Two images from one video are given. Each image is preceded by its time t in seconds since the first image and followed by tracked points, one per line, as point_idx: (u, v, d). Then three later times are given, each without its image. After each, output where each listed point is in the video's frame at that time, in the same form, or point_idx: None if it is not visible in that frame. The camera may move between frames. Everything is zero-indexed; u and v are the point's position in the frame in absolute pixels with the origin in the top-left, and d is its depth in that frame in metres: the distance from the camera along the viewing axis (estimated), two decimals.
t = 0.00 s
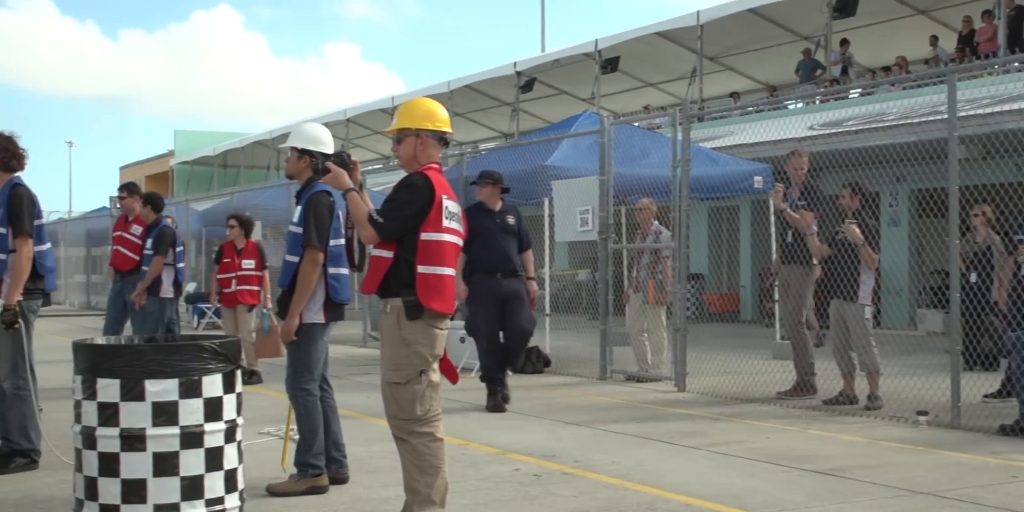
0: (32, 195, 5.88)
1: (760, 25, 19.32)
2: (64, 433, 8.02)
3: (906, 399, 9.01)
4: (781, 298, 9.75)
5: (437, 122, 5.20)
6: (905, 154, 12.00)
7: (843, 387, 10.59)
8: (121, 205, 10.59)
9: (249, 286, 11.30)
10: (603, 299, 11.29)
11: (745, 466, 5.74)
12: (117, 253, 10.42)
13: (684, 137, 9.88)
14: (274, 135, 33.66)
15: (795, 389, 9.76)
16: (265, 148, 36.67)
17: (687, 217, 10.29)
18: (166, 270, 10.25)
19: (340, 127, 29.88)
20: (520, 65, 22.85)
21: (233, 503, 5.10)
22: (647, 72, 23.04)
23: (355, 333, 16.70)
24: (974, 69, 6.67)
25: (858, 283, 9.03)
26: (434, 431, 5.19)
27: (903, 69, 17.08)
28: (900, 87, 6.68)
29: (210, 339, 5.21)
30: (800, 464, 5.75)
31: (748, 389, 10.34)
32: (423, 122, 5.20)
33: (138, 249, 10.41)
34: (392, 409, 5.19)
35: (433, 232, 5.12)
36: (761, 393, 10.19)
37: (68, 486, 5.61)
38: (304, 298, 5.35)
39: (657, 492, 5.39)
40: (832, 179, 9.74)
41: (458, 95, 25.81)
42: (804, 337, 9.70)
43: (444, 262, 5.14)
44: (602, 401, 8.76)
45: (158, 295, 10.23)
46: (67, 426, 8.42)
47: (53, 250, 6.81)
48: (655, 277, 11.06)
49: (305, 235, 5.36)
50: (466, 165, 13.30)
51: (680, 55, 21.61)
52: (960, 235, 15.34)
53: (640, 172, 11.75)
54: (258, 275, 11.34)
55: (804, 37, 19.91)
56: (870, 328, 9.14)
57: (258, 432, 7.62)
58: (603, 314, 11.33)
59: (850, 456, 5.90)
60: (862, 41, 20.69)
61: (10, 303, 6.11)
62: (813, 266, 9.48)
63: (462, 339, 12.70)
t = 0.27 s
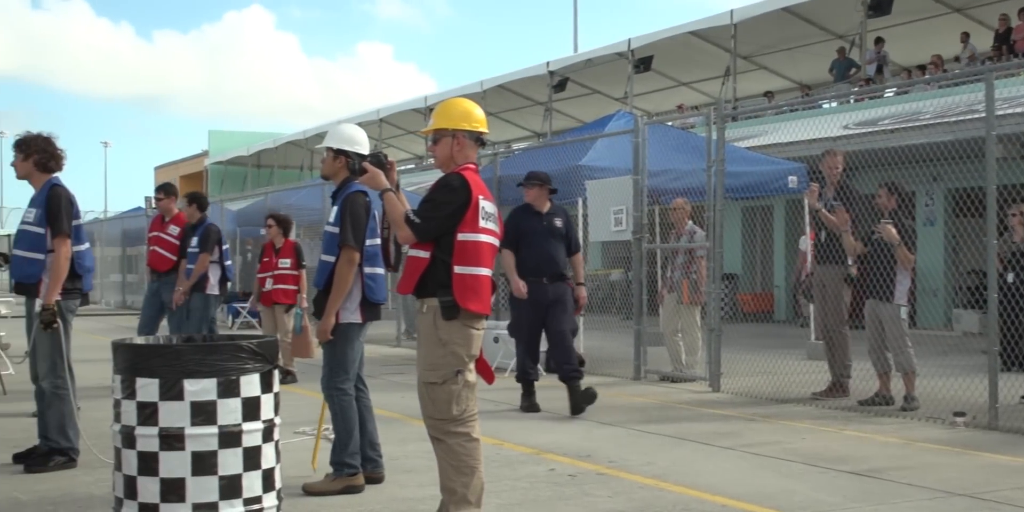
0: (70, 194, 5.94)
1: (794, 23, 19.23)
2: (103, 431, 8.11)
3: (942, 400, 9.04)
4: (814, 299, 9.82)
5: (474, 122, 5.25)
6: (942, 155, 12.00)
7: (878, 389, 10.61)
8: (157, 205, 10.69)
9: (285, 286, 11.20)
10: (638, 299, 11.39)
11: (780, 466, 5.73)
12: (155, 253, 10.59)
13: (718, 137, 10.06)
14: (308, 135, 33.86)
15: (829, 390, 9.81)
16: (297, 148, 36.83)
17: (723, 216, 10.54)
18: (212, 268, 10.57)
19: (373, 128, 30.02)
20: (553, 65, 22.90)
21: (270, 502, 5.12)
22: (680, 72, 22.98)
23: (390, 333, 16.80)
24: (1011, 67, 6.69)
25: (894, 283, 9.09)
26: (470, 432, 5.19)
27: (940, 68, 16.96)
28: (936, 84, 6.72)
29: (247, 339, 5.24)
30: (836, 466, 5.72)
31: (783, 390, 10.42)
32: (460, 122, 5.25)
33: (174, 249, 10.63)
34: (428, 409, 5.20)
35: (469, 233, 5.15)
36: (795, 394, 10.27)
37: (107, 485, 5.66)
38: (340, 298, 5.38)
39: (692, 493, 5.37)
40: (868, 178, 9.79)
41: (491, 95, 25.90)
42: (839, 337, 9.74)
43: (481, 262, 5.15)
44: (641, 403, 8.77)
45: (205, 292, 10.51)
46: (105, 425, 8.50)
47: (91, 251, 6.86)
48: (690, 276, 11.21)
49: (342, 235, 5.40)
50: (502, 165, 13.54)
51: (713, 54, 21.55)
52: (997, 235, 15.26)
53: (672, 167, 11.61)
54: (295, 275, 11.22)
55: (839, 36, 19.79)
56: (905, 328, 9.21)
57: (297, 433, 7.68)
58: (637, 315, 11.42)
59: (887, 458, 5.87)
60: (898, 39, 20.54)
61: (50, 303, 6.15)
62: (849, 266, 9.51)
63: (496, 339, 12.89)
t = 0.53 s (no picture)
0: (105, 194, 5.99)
1: (826, 22, 19.11)
2: (139, 430, 8.18)
3: (978, 401, 9.01)
4: (843, 299, 9.87)
5: (508, 123, 5.28)
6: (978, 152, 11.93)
7: (913, 389, 10.59)
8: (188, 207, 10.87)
9: (318, 286, 11.14)
10: (670, 299, 11.50)
11: (814, 467, 5.70)
12: (188, 254, 10.89)
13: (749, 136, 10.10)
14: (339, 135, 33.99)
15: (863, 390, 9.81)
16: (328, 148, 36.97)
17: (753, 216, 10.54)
18: (247, 268, 11.01)
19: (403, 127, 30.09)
20: (584, 64, 22.92)
21: (305, 501, 5.13)
22: (711, 71, 22.90)
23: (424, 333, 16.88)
24: None
25: (928, 283, 9.05)
26: (504, 432, 5.20)
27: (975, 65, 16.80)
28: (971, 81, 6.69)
29: (282, 339, 5.26)
30: (870, 467, 5.69)
31: (816, 390, 10.47)
32: (494, 123, 5.28)
33: (208, 250, 10.92)
34: (462, 409, 5.22)
35: (503, 233, 5.17)
36: (827, 394, 10.33)
37: (144, 484, 5.71)
38: (374, 297, 5.41)
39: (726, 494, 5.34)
40: (902, 179, 9.91)
41: (522, 95, 25.91)
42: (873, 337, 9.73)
43: (515, 263, 5.17)
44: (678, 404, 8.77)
45: (242, 293, 10.95)
46: (140, 424, 8.58)
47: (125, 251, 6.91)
48: (721, 277, 11.20)
49: (375, 236, 5.45)
50: (533, 165, 13.64)
51: (745, 53, 21.45)
52: None
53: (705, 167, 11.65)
54: (328, 274, 11.16)
55: (872, 34, 19.65)
56: (940, 329, 9.17)
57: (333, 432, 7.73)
58: (669, 315, 11.53)
59: (922, 460, 5.83)
60: (931, 37, 20.36)
61: (84, 304, 6.22)
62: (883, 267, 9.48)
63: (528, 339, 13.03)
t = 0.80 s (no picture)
0: (138, 196, 6.03)
1: (856, 21, 19.01)
2: (173, 429, 8.26)
3: (1010, 401, 9.03)
4: (874, 293, 9.81)
5: (540, 123, 5.33)
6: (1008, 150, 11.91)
7: (945, 389, 10.61)
8: (220, 208, 11.46)
9: (347, 286, 11.13)
10: (701, 299, 11.56)
11: (846, 469, 5.68)
12: (220, 254, 11.26)
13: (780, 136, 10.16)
14: (368, 135, 34.13)
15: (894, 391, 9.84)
16: (356, 149, 37.09)
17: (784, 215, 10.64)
18: (283, 269, 11.18)
19: (431, 127, 30.18)
20: (613, 63, 22.96)
21: (338, 501, 5.14)
22: (740, 70, 22.83)
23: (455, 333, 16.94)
24: None
25: (959, 283, 9.07)
26: (536, 432, 5.21)
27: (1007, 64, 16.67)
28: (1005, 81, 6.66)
29: (315, 339, 5.27)
30: (902, 468, 5.68)
31: (845, 391, 10.48)
32: (525, 123, 5.33)
33: (239, 250, 11.25)
34: (493, 409, 5.23)
35: (535, 234, 5.20)
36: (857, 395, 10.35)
37: (178, 483, 5.75)
38: (405, 297, 5.43)
39: (758, 495, 5.33)
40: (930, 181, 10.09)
41: (551, 94, 25.94)
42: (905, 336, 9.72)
43: (547, 264, 5.19)
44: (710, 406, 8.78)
45: (276, 293, 11.10)
46: (174, 423, 8.65)
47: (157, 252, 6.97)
48: (751, 277, 11.40)
49: (406, 235, 5.47)
50: (562, 165, 13.63)
51: (774, 52, 21.37)
52: None
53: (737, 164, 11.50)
54: (356, 274, 11.19)
55: (902, 33, 19.52)
56: (973, 329, 9.17)
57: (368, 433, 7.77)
58: (700, 314, 11.56)
59: (955, 461, 5.81)
60: (962, 35, 20.20)
61: (118, 304, 6.26)
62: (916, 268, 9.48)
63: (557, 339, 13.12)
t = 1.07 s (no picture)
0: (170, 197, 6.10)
1: (884, 20, 18.94)
2: (204, 429, 8.32)
3: None
4: (909, 299, 9.82)
5: (571, 123, 5.36)
6: None
7: (973, 390, 10.72)
8: (249, 208, 11.30)
9: (375, 286, 11.16)
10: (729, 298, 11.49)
11: (876, 470, 5.67)
12: (248, 255, 11.24)
13: (810, 136, 10.17)
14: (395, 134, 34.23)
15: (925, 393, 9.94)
16: (382, 149, 37.24)
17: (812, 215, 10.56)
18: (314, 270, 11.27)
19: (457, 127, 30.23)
20: (639, 63, 23.02)
21: (369, 501, 5.15)
22: (768, 70, 22.78)
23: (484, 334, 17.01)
24: None
25: (990, 283, 9.14)
26: (566, 433, 5.23)
27: None
28: None
29: (346, 340, 5.29)
30: (933, 469, 5.68)
31: (876, 392, 10.48)
32: (556, 124, 5.36)
33: (269, 251, 11.20)
34: (524, 410, 5.26)
35: (566, 235, 5.22)
36: (889, 396, 10.35)
37: (211, 483, 5.78)
38: (435, 296, 5.46)
39: (788, 496, 5.32)
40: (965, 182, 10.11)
41: (577, 94, 25.96)
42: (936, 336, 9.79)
43: (577, 264, 5.21)
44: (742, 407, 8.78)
45: (308, 294, 11.23)
46: (205, 422, 8.70)
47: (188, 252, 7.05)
48: (780, 277, 11.36)
49: (435, 235, 5.48)
50: (590, 165, 13.64)
51: (801, 51, 21.33)
52: None
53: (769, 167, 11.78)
54: (383, 275, 11.21)
55: (931, 32, 19.42)
56: (1003, 329, 9.25)
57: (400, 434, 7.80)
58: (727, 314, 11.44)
59: (988, 463, 5.78)
60: (992, 34, 20.06)
61: (148, 305, 6.38)
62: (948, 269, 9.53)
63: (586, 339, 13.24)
